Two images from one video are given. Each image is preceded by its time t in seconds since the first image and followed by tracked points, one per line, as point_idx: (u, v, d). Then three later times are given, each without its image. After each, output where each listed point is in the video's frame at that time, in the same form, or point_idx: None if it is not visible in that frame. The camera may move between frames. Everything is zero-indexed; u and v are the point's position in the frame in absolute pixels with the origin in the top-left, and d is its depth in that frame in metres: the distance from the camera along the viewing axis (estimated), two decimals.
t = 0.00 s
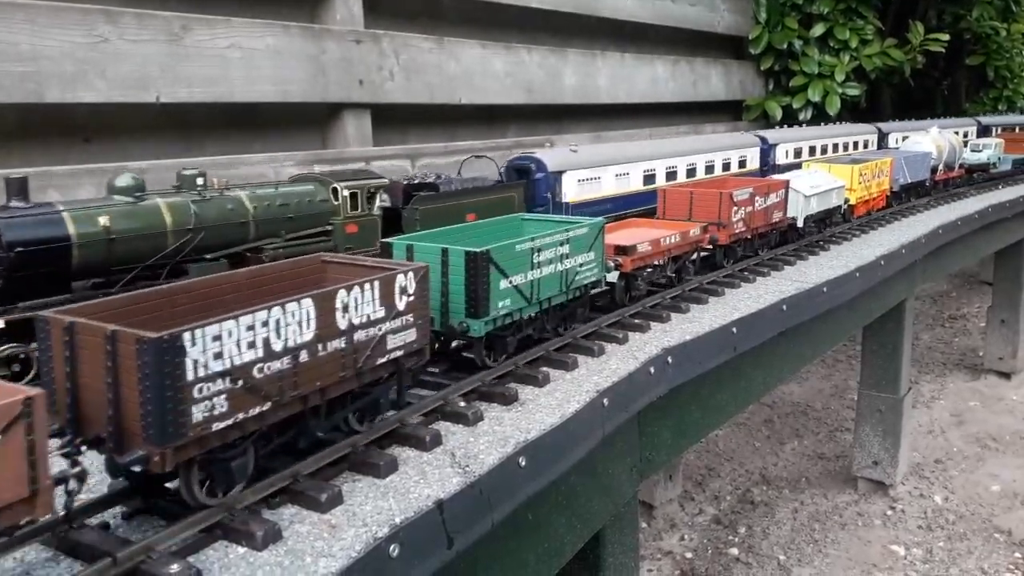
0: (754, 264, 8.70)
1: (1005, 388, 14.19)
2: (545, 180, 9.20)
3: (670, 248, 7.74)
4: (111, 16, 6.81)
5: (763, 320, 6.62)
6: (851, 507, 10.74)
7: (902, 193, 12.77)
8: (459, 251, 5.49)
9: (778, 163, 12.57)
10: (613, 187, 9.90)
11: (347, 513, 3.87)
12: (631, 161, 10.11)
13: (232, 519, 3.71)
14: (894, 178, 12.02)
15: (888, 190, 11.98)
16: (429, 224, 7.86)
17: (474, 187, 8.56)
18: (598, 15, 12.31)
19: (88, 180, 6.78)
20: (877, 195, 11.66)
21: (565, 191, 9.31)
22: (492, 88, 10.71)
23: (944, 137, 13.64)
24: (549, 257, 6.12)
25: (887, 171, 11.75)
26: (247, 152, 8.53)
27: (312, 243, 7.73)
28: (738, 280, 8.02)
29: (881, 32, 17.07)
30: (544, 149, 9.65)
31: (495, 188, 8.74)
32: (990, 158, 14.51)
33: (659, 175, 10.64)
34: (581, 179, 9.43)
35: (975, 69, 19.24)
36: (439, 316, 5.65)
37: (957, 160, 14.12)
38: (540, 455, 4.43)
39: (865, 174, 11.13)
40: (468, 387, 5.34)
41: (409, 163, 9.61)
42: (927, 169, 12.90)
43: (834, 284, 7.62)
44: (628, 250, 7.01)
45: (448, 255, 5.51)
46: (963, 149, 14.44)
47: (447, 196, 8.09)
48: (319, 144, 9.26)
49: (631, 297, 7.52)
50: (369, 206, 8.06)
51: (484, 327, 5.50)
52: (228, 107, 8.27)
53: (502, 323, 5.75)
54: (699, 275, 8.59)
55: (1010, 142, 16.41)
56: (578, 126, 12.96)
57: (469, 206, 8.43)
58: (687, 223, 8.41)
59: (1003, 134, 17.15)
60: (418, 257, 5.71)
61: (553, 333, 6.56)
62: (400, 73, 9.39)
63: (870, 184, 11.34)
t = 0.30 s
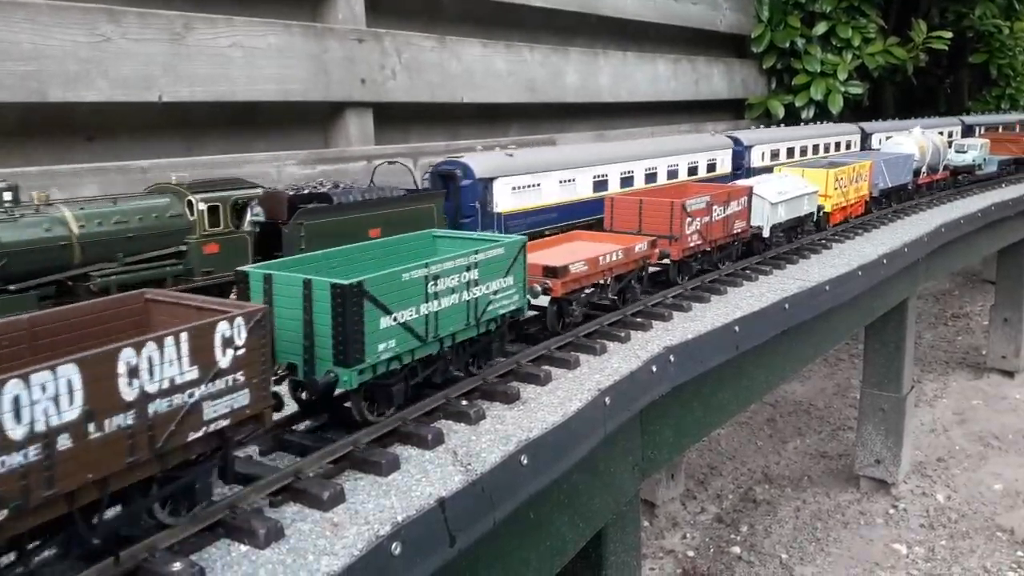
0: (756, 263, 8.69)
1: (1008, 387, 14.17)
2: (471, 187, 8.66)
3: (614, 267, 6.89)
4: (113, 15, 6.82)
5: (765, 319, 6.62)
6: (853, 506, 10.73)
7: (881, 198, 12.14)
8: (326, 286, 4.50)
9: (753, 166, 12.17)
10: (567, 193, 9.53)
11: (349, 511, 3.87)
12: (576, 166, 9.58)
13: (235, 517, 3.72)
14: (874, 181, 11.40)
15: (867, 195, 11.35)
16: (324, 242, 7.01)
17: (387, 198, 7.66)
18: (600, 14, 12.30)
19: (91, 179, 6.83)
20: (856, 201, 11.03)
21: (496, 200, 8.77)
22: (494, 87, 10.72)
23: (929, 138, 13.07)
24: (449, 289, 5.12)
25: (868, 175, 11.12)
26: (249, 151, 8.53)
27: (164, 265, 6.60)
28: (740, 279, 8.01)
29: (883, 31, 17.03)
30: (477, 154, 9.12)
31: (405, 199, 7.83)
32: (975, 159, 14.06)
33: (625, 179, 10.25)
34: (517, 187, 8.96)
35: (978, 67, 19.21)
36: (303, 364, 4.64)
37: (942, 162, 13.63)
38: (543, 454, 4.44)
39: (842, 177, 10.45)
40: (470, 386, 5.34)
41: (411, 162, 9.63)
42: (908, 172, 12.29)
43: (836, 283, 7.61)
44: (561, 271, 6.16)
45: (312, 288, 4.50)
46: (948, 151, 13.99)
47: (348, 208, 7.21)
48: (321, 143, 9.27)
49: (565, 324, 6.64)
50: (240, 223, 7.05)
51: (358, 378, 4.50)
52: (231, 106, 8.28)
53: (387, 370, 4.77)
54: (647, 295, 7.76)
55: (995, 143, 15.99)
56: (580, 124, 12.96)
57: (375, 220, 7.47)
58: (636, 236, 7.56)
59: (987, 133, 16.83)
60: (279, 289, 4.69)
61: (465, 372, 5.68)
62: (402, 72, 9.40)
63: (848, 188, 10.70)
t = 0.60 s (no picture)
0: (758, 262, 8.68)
1: (1010, 386, 14.15)
2: (375, 199, 7.79)
3: (536, 295, 5.93)
4: (114, 14, 6.81)
5: (767, 319, 6.61)
6: (855, 505, 10.73)
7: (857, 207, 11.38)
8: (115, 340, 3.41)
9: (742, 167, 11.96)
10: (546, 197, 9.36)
11: (350, 511, 3.87)
12: (507, 174, 8.86)
13: (236, 517, 3.72)
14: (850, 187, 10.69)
15: (843, 203, 10.61)
16: (176, 270, 5.93)
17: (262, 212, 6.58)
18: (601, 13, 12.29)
19: (92, 179, 6.81)
20: (831, 209, 10.29)
21: (405, 212, 7.97)
22: (495, 86, 10.71)
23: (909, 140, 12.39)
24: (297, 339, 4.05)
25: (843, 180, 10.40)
26: (249, 150, 8.52)
27: None
28: (741, 278, 8.00)
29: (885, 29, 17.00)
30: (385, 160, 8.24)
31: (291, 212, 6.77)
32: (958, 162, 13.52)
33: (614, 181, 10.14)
34: (430, 199, 8.15)
35: (979, 66, 19.19)
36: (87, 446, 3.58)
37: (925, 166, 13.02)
38: (545, 454, 4.44)
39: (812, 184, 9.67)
40: (471, 385, 5.34)
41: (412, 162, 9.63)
42: (888, 176, 11.59)
43: (838, 282, 7.60)
44: (467, 303, 5.21)
45: (95, 347, 3.44)
46: (931, 153, 13.40)
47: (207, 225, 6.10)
48: (322, 143, 9.27)
49: (475, 363, 5.75)
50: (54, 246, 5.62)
51: (155, 465, 3.44)
52: (231, 105, 8.28)
53: (205, 448, 3.71)
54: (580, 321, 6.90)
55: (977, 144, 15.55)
56: (581, 123, 12.95)
57: (240, 240, 6.32)
58: (568, 255, 6.61)
59: (970, 134, 16.62)
60: (59, 344, 3.63)
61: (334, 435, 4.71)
62: (403, 71, 9.40)
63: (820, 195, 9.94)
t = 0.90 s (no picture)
0: (760, 262, 8.66)
1: (1012, 386, 14.13)
2: (243, 216, 6.80)
3: (430, 336, 4.95)
4: (116, 15, 6.81)
5: (769, 319, 6.61)
6: (857, 505, 10.71)
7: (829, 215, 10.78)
8: None
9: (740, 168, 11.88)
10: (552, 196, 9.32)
11: (353, 511, 3.87)
12: (418, 185, 7.95)
13: (239, 517, 3.72)
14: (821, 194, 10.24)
15: (814, 211, 10.15)
16: None
17: (108, 233, 5.47)
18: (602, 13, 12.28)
19: (94, 180, 6.82)
20: (802, 217, 9.82)
21: (286, 232, 6.98)
22: (496, 86, 10.72)
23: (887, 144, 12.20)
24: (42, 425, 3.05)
25: (816, 186, 10.04)
26: (251, 151, 8.53)
27: None
28: (743, 278, 7.98)
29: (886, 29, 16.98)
30: (265, 171, 7.24)
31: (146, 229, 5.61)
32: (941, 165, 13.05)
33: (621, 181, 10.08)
34: (318, 216, 7.18)
35: (981, 65, 19.17)
36: None
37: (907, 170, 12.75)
38: (548, 454, 4.44)
39: (778, 192, 9.12)
40: (473, 385, 5.34)
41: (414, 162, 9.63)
42: (867, 182, 11.12)
43: (840, 282, 7.58)
44: (330, 354, 4.16)
45: None
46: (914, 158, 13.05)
47: (25, 249, 4.91)
48: (324, 143, 9.27)
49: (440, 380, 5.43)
50: None
51: None
52: (233, 106, 8.28)
53: None
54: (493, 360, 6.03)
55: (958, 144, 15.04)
56: (582, 123, 12.95)
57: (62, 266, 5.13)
58: (479, 284, 5.67)
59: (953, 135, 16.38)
60: None
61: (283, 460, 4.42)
62: (404, 72, 9.40)
63: (788, 203, 9.38)
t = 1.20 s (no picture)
0: (759, 261, 8.66)
1: (1011, 385, 14.14)
2: (39, 240, 5.55)
3: (247, 406, 3.89)
4: (114, 12, 6.80)
5: (768, 318, 6.60)
6: (856, 504, 10.72)
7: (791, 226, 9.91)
8: None
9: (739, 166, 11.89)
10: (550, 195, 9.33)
11: (352, 510, 3.86)
12: (285, 198, 6.81)
13: (238, 515, 3.71)
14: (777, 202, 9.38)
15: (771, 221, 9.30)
16: None
17: None
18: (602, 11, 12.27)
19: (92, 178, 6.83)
20: (758, 229, 8.98)
21: (95, 257, 5.80)
22: (496, 85, 10.72)
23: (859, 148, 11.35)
24: None
25: (775, 194, 9.27)
26: (250, 149, 8.52)
27: None
28: (742, 277, 7.98)
29: (886, 28, 16.97)
30: (75, 182, 5.97)
31: None
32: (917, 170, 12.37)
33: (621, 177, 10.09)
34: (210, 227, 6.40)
35: (980, 64, 19.17)
36: None
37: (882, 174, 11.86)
38: (548, 453, 4.43)
39: (729, 203, 8.21)
40: (472, 384, 5.34)
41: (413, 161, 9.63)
42: (835, 189, 10.27)
43: (839, 281, 7.57)
44: (68, 450, 3.06)
45: None
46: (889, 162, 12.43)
47: None
48: (323, 141, 9.26)
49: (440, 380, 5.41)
50: None
51: None
52: (232, 103, 8.27)
53: None
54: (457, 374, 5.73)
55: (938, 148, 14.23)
56: (581, 122, 12.94)
57: None
58: (341, 326, 4.65)
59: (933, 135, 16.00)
60: None
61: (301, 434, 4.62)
62: (404, 70, 9.39)
63: (741, 215, 8.49)
